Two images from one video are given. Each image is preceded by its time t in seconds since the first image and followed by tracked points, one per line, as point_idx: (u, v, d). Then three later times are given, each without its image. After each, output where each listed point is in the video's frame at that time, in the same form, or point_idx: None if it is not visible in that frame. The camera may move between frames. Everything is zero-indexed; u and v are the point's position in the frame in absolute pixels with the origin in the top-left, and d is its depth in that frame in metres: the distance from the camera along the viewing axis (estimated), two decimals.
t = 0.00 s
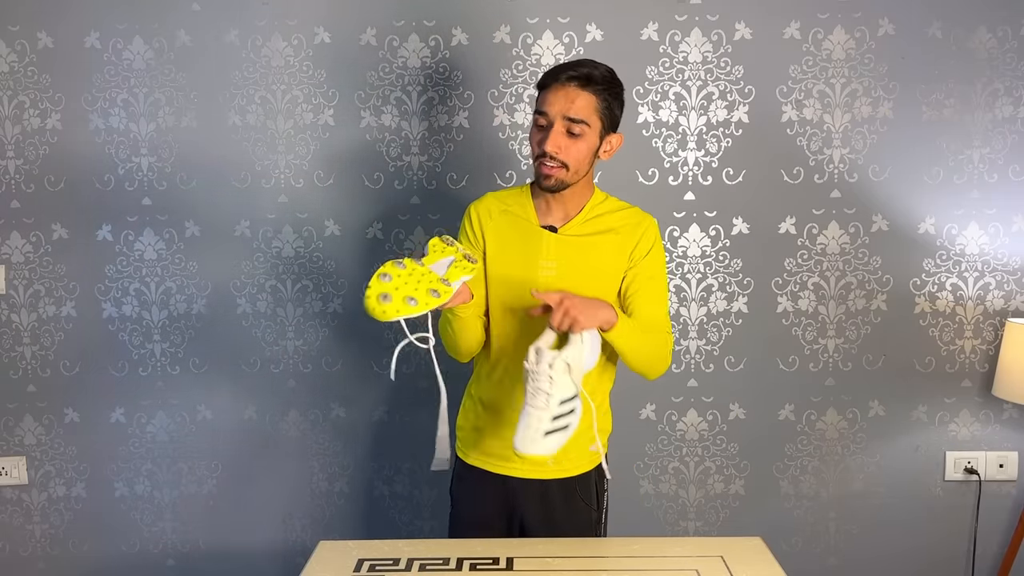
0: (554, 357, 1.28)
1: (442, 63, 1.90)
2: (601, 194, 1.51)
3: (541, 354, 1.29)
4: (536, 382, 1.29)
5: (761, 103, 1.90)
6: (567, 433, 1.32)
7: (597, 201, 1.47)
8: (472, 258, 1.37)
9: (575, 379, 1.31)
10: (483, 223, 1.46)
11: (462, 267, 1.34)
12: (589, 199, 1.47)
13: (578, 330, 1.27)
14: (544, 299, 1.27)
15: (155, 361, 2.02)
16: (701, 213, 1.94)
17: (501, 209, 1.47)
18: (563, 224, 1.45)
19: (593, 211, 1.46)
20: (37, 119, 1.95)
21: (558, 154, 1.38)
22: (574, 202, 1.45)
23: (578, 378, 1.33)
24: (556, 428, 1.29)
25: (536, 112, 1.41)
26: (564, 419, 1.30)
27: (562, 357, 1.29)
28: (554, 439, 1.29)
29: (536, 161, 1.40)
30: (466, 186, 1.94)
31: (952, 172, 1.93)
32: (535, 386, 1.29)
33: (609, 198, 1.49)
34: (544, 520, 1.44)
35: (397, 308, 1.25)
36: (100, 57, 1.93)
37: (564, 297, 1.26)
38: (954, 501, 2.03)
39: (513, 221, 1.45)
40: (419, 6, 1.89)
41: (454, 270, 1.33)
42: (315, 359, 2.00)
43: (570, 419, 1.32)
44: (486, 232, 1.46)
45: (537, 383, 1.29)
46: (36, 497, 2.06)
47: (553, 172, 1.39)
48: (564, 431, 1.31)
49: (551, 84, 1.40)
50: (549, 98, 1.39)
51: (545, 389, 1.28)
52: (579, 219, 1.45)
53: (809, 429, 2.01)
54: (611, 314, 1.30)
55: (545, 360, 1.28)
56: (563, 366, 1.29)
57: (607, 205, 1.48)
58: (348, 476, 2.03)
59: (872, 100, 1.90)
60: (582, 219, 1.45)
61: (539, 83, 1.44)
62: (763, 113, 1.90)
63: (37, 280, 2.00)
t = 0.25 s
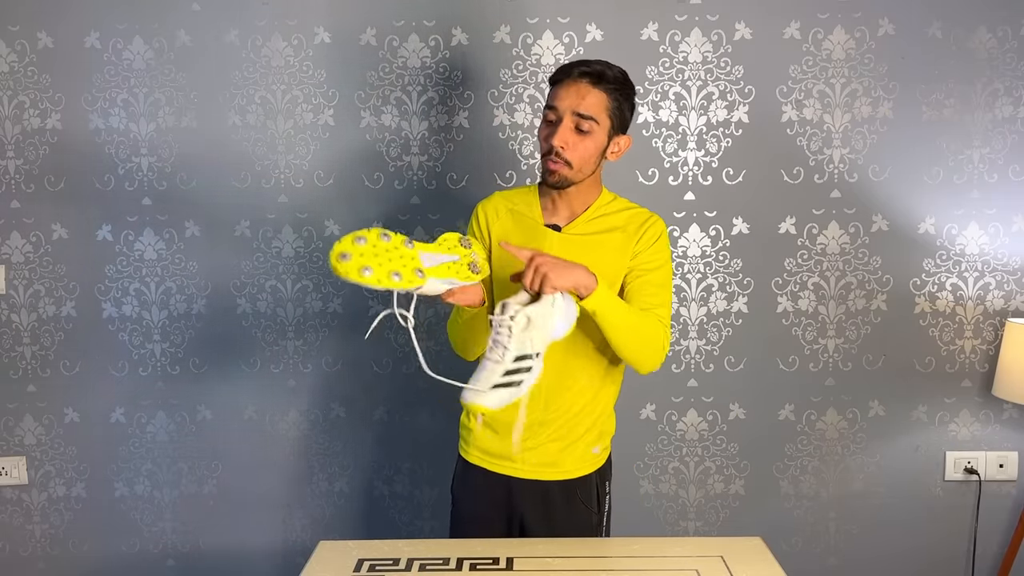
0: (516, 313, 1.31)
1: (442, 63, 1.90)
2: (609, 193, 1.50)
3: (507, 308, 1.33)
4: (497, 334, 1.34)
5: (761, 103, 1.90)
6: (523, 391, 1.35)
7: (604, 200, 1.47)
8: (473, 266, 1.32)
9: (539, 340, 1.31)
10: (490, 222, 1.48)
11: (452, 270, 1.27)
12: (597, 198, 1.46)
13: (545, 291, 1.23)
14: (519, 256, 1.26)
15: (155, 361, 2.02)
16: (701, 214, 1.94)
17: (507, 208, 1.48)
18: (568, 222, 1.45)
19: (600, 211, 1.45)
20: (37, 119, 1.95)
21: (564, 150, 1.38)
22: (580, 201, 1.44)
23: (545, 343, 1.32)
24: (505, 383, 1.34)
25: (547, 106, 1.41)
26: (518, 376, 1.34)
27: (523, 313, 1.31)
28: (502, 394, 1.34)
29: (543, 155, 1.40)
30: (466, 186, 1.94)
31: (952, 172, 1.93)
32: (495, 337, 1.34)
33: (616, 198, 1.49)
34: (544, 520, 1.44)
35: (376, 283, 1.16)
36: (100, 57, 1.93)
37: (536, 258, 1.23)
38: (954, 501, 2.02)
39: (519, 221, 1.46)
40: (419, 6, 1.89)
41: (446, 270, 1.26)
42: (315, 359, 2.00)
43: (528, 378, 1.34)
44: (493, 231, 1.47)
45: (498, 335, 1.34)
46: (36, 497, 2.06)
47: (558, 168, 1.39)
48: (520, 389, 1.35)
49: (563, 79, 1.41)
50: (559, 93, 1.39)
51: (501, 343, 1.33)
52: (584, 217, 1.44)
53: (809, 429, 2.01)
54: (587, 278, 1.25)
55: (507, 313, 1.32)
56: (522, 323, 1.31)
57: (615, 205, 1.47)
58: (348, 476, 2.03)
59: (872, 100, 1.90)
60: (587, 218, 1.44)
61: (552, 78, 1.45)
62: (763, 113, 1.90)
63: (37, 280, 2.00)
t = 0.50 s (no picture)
0: (491, 305, 1.27)
1: (443, 63, 1.90)
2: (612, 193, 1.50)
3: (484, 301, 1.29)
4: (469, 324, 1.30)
5: (760, 103, 1.90)
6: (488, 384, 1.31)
7: (608, 201, 1.47)
8: (471, 263, 1.30)
9: (511, 335, 1.27)
10: (493, 223, 1.49)
11: (446, 259, 1.26)
12: (599, 198, 1.46)
13: (522, 286, 1.24)
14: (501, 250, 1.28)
15: (155, 361, 2.02)
16: (701, 213, 1.94)
17: (511, 208, 1.49)
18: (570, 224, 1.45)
19: (601, 212, 1.45)
20: (37, 119, 1.95)
21: (573, 151, 1.36)
22: (585, 200, 1.44)
23: (518, 338, 1.28)
24: (471, 374, 1.30)
25: (552, 106, 1.40)
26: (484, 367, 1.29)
27: (496, 306, 1.26)
28: (466, 384, 1.30)
29: (550, 156, 1.39)
30: (466, 186, 1.94)
31: (952, 172, 1.93)
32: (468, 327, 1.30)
33: (619, 200, 1.48)
34: (544, 519, 1.44)
35: (367, 242, 1.19)
36: (101, 57, 1.93)
37: (517, 252, 1.24)
38: (954, 501, 2.03)
39: (522, 222, 1.47)
40: (419, 6, 1.89)
41: (440, 258, 1.26)
42: (315, 359, 2.00)
43: (495, 372, 1.30)
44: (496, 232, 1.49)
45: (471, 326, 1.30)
46: (36, 497, 2.06)
47: (568, 169, 1.37)
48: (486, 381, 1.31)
49: (569, 80, 1.39)
50: (566, 94, 1.38)
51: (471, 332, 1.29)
52: (587, 217, 1.44)
53: (809, 429, 2.01)
54: (571, 278, 1.23)
55: (483, 305, 1.28)
56: (495, 316, 1.26)
57: (618, 206, 1.47)
58: (348, 476, 2.03)
59: (872, 100, 1.91)
60: (587, 219, 1.44)
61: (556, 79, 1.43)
62: (763, 113, 1.90)
63: (37, 280, 2.00)
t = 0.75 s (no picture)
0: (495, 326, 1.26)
1: (442, 63, 1.90)
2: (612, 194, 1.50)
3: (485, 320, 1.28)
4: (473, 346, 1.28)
5: (760, 103, 1.90)
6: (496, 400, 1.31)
7: (608, 203, 1.47)
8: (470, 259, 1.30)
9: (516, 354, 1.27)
10: (493, 225, 1.49)
11: (445, 253, 1.26)
12: (599, 200, 1.46)
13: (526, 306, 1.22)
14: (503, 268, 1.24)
15: (155, 361, 2.02)
16: (701, 214, 1.94)
17: (511, 210, 1.49)
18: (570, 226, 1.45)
19: (600, 215, 1.45)
20: (37, 119, 1.95)
21: (580, 148, 1.37)
22: (585, 202, 1.44)
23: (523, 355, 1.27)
24: (478, 395, 1.30)
25: (551, 108, 1.40)
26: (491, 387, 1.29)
27: (501, 327, 1.25)
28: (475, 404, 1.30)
29: (557, 157, 1.38)
30: (466, 186, 1.94)
31: (952, 172, 1.93)
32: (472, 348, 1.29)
33: (620, 202, 1.48)
34: (545, 519, 1.44)
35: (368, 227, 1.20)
36: (101, 57, 1.93)
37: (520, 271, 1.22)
38: (954, 501, 2.03)
39: (522, 224, 1.47)
40: (419, 7, 1.89)
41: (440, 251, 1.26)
42: (315, 359, 2.00)
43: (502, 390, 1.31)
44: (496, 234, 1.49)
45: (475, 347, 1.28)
46: (36, 497, 2.06)
47: (577, 167, 1.38)
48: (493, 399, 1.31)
49: (566, 78, 1.40)
50: (564, 92, 1.38)
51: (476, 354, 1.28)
52: (587, 219, 1.44)
53: (809, 429, 2.01)
54: (573, 297, 1.23)
55: (486, 326, 1.27)
56: (499, 337, 1.25)
57: (618, 208, 1.47)
58: (348, 476, 2.03)
59: (872, 100, 1.91)
60: (587, 221, 1.44)
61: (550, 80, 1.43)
62: (763, 113, 1.90)
63: (37, 280, 2.00)
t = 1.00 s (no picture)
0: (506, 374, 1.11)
1: (442, 63, 1.90)
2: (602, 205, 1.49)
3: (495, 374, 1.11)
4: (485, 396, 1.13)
5: (760, 103, 1.90)
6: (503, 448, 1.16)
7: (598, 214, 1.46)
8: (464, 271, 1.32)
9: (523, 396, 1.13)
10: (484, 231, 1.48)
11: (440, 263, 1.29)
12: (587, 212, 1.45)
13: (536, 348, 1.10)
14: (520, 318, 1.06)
15: (155, 361, 2.02)
16: (701, 214, 1.94)
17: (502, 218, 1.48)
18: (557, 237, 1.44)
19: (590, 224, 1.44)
20: (37, 119, 1.95)
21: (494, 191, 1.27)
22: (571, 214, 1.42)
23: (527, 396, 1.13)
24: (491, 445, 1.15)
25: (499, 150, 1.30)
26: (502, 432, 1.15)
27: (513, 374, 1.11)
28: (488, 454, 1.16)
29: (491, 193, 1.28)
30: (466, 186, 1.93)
31: (952, 172, 1.93)
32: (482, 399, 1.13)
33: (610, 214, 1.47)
34: (545, 520, 1.44)
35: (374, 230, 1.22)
36: (101, 57, 1.93)
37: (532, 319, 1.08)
38: (954, 501, 2.02)
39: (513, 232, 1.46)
40: (419, 7, 1.89)
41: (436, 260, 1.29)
42: (315, 359, 2.00)
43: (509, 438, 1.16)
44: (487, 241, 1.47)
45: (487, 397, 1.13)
46: (36, 497, 2.06)
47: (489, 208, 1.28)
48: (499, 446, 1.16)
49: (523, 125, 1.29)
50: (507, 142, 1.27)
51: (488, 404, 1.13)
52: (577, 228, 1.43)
53: (809, 429, 2.01)
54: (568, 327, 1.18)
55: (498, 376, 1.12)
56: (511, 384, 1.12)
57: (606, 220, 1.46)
58: (348, 476, 2.03)
59: (872, 100, 1.90)
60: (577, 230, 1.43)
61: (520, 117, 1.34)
62: (763, 113, 1.90)
63: (37, 280, 1.99)
